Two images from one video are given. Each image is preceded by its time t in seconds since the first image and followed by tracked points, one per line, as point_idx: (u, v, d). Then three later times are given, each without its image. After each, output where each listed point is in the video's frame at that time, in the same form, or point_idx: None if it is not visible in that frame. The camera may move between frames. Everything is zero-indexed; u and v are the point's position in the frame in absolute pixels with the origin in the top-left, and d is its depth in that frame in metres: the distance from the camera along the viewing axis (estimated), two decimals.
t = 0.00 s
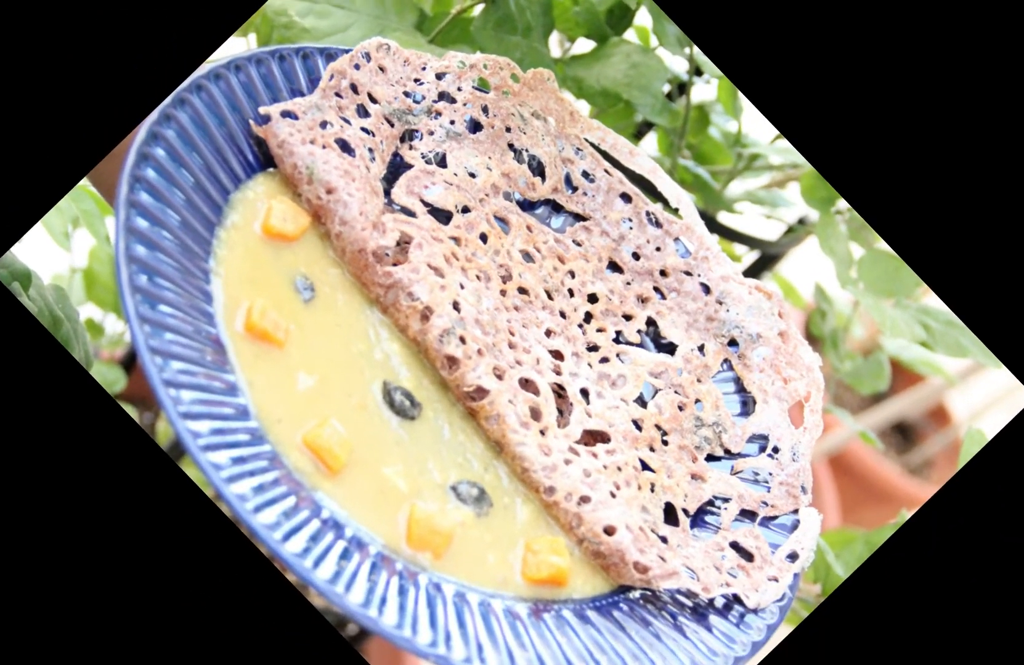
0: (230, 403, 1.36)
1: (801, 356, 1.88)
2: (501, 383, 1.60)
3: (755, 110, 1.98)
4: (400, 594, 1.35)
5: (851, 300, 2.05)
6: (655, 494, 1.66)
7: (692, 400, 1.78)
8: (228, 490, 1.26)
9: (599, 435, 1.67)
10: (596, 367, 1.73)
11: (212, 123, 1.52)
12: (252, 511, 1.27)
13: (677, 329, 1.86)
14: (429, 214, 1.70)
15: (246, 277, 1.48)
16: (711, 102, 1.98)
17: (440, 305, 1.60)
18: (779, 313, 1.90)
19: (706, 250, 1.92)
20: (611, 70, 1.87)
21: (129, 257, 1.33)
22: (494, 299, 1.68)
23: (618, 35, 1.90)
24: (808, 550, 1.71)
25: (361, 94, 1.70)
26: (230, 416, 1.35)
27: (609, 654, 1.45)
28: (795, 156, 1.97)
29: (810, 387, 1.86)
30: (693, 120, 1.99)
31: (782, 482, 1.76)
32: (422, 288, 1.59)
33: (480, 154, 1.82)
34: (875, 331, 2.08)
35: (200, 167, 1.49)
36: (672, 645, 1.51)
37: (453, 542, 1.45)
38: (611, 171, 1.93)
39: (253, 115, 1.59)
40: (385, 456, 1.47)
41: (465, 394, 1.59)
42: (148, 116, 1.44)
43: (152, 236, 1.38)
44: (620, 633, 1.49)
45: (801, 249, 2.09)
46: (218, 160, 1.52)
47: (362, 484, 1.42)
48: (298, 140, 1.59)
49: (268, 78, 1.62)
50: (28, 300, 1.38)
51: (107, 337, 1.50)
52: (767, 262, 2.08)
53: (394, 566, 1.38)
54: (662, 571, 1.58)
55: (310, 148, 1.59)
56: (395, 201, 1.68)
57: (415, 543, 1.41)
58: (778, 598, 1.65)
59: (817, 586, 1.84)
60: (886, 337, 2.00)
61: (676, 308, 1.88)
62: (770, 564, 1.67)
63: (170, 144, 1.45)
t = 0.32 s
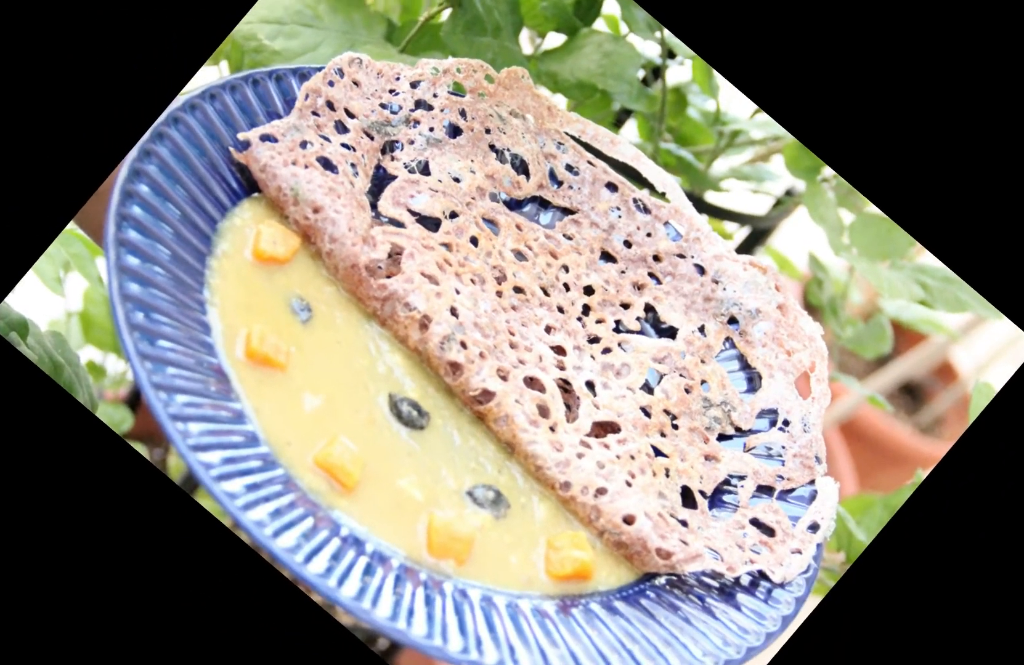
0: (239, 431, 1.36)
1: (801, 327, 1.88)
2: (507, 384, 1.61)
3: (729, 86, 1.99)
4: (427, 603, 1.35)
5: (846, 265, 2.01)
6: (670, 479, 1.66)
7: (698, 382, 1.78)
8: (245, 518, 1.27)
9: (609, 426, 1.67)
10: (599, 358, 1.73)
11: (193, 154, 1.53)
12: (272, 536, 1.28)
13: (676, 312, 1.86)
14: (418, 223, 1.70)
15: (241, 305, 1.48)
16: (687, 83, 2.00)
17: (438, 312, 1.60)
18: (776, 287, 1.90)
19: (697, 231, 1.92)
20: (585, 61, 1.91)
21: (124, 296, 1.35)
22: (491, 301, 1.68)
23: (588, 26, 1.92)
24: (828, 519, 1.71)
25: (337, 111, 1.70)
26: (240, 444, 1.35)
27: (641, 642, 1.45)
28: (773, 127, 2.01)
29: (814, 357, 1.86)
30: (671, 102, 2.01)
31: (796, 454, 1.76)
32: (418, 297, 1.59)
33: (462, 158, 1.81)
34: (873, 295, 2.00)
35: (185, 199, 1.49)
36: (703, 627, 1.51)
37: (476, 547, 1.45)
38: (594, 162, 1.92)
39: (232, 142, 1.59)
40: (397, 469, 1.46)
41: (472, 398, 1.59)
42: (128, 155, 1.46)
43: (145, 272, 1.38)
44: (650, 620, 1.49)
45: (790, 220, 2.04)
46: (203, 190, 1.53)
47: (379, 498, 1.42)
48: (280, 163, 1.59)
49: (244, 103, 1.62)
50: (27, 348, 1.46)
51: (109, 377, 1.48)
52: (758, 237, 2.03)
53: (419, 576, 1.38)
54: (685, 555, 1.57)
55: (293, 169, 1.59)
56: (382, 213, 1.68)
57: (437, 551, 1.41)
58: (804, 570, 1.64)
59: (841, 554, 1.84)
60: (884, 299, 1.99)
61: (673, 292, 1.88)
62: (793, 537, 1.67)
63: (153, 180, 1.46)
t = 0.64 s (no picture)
0: (251, 458, 1.36)
1: (799, 298, 1.88)
2: (512, 384, 1.61)
3: (705, 67, 1.98)
4: (454, 610, 1.35)
5: (838, 234, 2.08)
6: (685, 462, 1.66)
7: (703, 362, 1.78)
8: (266, 544, 1.27)
9: (618, 416, 1.67)
10: (602, 350, 1.73)
11: (176, 187, 1.53)
12: (294, 559, 1.27)
13: (673, 296, 1.86)
14: (407, 233, 1.70)
15: (240, 331, 1.48)
16: (661, 66, 2.02)
17: (437, 320, 1.60)
18: (770, 260, 1.90)
19: (686, 213, 1.93)
20: (556, 56, 1.91)
21: (122, 334, 1.34)
22: (488, 303, 1.68)
23: (557, 20, 1.93)
24: (846, 487, 1.70)
25: (317, 129, 1.70)
26: (253, 471, 1.35)
27: (672, 628, 1.44)
28: (752, 103, 1.98)
29: (814, 327, 1.86)
30: (647, 88, 2.03)
31: (807, 424, 1.75)
32: (415, 307, 1.59)
33: (444, 164, 1.81)
34: (868, 260, 2.11)
35: (174, 233, 1.49)
36: (732, 607, 1.51)
37: (497, 549, 1.45)
38: (577, 155, 1.92)
39: (215, 171, 1.59)
40: (412, 480, 1.46)
41: (479, 402, 1.59)
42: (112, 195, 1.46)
43: (141, 309, 1.38)
44: (678, 605, 1.49)
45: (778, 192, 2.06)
46: (190, 221, 1.53)
47: (396, 511, 1.42)
48: (264, 186, 1.59)
49: (222, 131, 1.62)
50: (31, 396, 1.46)
51: (115, 418, 1.50)
52: (748, 212, 2.04)
53: (443, 584, 1.38)
54: (706, 536, 1.57)
55: (277, 192, 1.59)
56: (370, 227, 1.68)
57: (459, 558, 1.41)
58: (826, 540, 1.63)
59: (862, 520, 1.84)
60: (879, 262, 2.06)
61: (668, 276, 1.88)
62: (812, 508, 1.66)
63: (140, 216, 1.46)
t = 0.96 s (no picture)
0: (265, 483, 1.36)
1: (794, 269, 1.88)
2: (517, 384, 1.61)
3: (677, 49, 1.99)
4: (483, 614, 1.35)
5: (826, 201, 2.11)
6: (697, 444, 1.66)
7: (705, 343, 1.78)
8: (289, 567, 1.26)
9: (625, 405, 1.67)
10: (603, 341, 1.73)
11: (164, 221, 1.52)
12: (318, 580, 1.27)
13: (669, 280, 1.86)
14: (398, 244, 1.70)
15: (242, 358, 1.48)
16: (633, 53, 2.02)
17: (436, 327, 1.60)
18: (762, 235, 1.90)
19: (673, 196, 1.93)
20: (528, 53, 1.92)
21: (125, 373, 1.33)
22: (485, 306, 1.69)
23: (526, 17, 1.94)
24: (860, 453, 1.70)
25: (297, 149, 1.70)
26: (268, 496, 1.35)
27: (701, 610, 1.43)
28: (729, 81, 1.98)
29: (812, 296, 1.87)
30: (621, 76, 2.04)
31: (815, 394, 1.75)
32: (413, 317, 1.59)
33: (428, 172, 1.81)
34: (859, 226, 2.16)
35: (166, 267, 1.49)
36: (759, 583, 1.50)
37: (519, 549, 1.45)
38: (559, 149, 1.92)
39: (200, 202, 1.59)
40: (427, 489, 1.47)
41: (486, 404, 1.59)
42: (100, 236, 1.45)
43: (141, 347, 1.38)
44: (704, 587, 1.48)
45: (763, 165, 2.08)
46: (180, 255, 1.52)
47: (415, 522, 1.42)
48: (251, 212, 1.59)
49: (203, 161, 1.62)
50: (40, 445, 1.46)
51: (126, 456, 1.55)
52: (735, 187, 2.07)
53: (469, 590, 1.38)
54: (726, 516, 1.56)
55: (264, 217, 1.59)
56: (360, 241, 1.68)
57: (482, 562, 1.41)
58: (846, 508, 1.62)
59: (879, 484, 1.85)
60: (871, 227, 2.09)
61: (662, 260, 1.88)
62: (828, 478, 1.66)
63: (130, 255, 1.45)
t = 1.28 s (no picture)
0: (281, 507, 1.36)
1: (786, 242, 1.89)
2: (523, 383, 1.61)
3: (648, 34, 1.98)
4: (511, 615, 1.35)
5: (811, 171, 2.11)
6: (707, 425, 1.65)
7: (705, 324, 1.78)
8: (314, 588, 1.25)
9: (632, 393, 1.67)
10: (603, 332, 1.73)
11: (154, 257, 1.52)
12: (344, 598, 1.26)
13: (663, 264, 1.86)
14: (389, 256, 1.70)
15: (246, 385, 1.49)
16: (604, 42, 2.03)
17: (436, 335, 1.60)
18: (750, 210, 1.91)
19: (658, 180, 1.93)
20: (500, 53, 1.92)
21: (131, 411, 1.33)
22: (483, 309, 1.68)
23: (494, 17, 1.94)
24: (870, 417, 1.70)
25: (280, 172, 1.71)
26: (286, 519, 1.35)
27: (729, 590, 1.43)
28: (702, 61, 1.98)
29: (807, 267, 1.87)
30: (595, 66, 2.04)
31: (819, 364, 1.75)
32: (412, 326, 1.59)
33: (412, 181, 1.81)
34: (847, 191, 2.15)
35: (161, 302, 1.49)
36: (783, 557, 1.49)
37: (541, 548, 1.45)
38: (540, 145, 1.92)
39: (188, 234, 1.59)
40: (444, 497, 1.47)
41: (494, 407, 1.59)
42: (92, 277, 1.44)
43: (145, 383, 1.37)
44: (729, 566, 1.48)
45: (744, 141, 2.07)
46: (174, 288, 1.52)
47: (434, 530, 1.42)
48: (240, 239, 1.59)
49: (188, 193, 1.62)
50: (54, 491, 1.44)
51: (140, 495, 1.57)
52: (718, 166, 2.07)
53: (496, 593, 1.38)
54: (743, 494, 1.56)
55: (254, 242, 1.59)
56: (351, 257, 1.68)
57: (505, 563, 1.41)
58: (862, 474, 1.62)
59: (893, 446, 1.85)
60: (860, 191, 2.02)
61: (654, 245, 1.88)
62: (842, 445, 1.66)
63: (124, 293, 1.44)
